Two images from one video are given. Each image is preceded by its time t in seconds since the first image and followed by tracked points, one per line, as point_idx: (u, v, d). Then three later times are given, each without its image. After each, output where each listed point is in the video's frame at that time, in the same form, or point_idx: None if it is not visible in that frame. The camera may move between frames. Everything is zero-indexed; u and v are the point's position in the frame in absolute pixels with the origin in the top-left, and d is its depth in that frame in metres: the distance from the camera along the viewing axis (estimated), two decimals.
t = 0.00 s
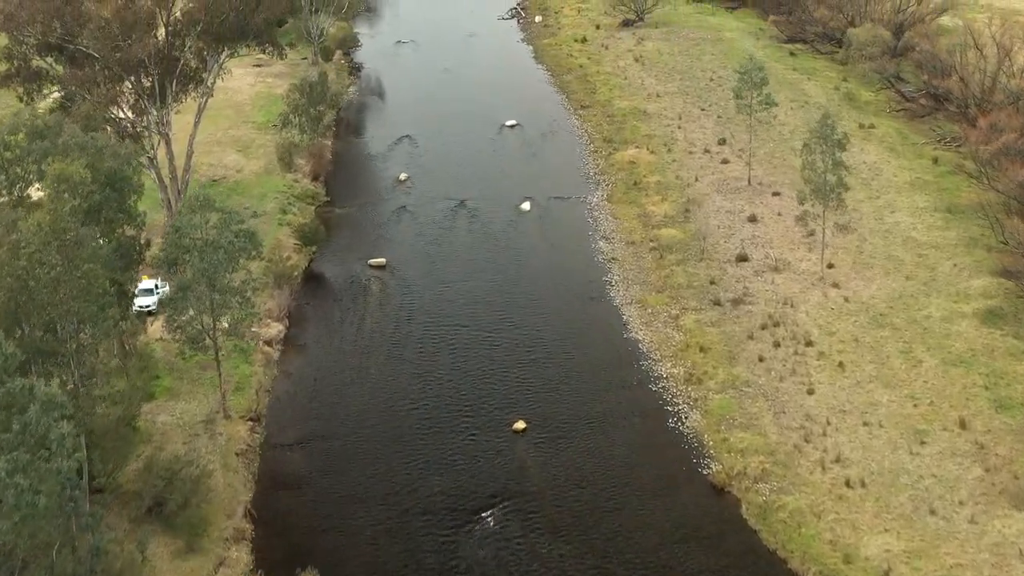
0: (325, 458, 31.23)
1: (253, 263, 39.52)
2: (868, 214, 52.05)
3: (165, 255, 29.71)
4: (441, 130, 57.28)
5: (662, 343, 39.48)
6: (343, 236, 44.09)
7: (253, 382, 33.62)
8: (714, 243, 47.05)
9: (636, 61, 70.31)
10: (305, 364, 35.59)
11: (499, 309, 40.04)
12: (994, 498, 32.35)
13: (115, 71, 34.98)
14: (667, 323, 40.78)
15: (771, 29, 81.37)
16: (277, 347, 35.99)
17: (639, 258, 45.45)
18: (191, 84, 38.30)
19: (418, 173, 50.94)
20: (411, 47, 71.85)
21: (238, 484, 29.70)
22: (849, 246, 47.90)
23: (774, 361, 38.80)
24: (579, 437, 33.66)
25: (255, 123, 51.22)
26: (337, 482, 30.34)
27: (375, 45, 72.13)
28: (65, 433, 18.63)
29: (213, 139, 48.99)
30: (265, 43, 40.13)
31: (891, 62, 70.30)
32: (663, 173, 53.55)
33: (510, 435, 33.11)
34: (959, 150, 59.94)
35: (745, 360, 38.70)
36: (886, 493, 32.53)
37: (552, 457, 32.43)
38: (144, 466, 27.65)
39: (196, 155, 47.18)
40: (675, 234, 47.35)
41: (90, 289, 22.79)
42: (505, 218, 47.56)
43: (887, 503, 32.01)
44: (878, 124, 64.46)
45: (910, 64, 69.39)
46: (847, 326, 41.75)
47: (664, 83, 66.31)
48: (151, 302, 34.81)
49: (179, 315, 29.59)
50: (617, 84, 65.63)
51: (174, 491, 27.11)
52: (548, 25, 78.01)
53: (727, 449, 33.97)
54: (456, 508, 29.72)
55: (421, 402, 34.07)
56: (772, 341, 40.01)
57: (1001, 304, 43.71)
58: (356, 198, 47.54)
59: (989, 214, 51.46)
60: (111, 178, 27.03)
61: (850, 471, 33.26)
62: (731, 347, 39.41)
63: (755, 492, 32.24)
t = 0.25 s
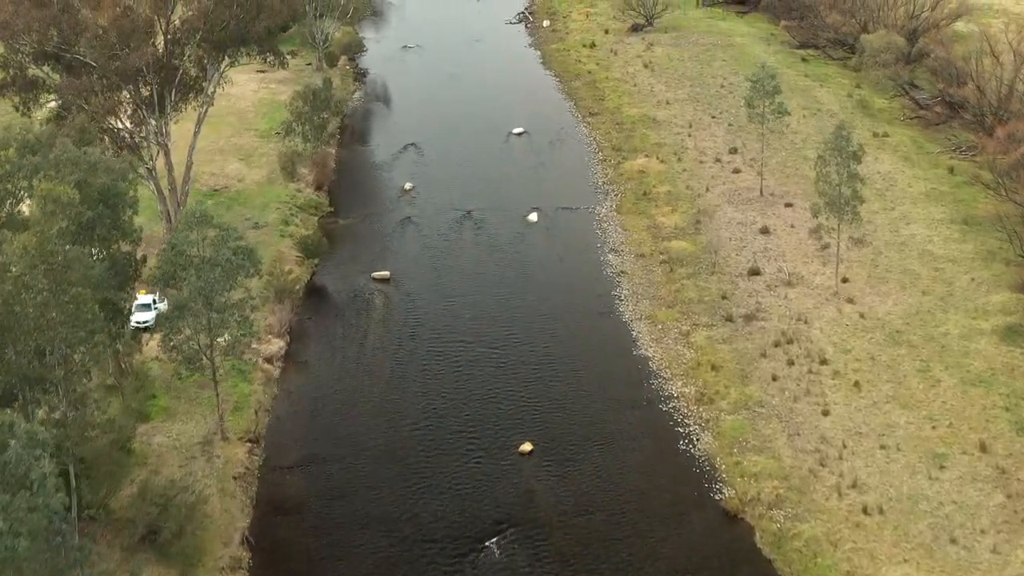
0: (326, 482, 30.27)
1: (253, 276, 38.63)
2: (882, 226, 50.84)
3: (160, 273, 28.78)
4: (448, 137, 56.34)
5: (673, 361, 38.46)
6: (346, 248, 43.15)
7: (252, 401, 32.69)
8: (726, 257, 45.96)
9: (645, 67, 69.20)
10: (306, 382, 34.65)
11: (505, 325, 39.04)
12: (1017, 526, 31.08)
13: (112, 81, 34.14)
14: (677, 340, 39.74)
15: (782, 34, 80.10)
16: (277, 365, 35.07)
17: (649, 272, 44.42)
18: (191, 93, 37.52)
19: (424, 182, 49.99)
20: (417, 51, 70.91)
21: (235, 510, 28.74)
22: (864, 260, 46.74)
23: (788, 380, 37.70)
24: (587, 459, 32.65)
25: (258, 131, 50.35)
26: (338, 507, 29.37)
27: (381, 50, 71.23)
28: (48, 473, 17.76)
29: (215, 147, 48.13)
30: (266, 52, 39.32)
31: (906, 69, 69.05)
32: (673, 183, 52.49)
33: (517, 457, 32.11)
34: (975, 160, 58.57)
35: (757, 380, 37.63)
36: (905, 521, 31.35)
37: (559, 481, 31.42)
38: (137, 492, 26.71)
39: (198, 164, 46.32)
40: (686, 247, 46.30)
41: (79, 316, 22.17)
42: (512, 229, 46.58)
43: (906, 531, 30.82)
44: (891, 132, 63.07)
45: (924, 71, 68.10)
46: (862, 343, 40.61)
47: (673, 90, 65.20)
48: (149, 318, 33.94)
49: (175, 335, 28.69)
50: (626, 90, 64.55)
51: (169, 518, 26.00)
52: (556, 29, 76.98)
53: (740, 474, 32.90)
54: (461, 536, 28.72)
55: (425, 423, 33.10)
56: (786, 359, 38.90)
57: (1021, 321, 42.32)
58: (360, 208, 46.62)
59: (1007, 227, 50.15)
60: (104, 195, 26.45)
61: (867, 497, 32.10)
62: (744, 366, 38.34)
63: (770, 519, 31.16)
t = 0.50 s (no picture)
0: (326, 508, 29.34)
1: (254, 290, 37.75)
2: (898, 239, 49.61)
3: (155, 292, 27.87)
4: (454, 145, 55.40)
5: (684, 379, 37.43)
6: (350, 261, 42.23)
7: (250, 423, 31.78)
8: (738, 270, 44.87)
9: (654, 73, 68.10)
10: (307, 401, 33.73)
11: (512, 342, 38.05)
12: None
13: (110, 91, 33.27)
14: (688, 357, 38.69)
15: (794, 40, 78.88)
16: (277, 383, 34.16)
17: (659, 286, 43.38)
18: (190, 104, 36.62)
19: (429, 192, 49.04)
20: (423, 57, 70.02)
21: (232, 538, 27.80)
22: (880, 274, 45.54)
23: (803, 401, 36.58)
24: (597, 483, 31.64)
25: (261, 138, 49.49)
26: (339, 534, 28.42)
27: (387, 55, 70.34)
28: (27, 516, 16.82)
29: (217, 156, 47.29)
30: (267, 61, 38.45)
31: (921, 76, 67.75)
32: (684, 194, 51.44)
33: (524, 481, 31.13)
34: (992, 170, 57.13)
35: (771, 400, 36.55)
36: (926, 550, 30.10)
37: (568, 507, 30.41)
38: (128, 522, 25.75)
39: (199, 173, 45.47)
40: (696, 260, 45.25)
41: (66, 343, 21.28)
42: (519, 241, 45.59)
43: (927, 562, 29.56)
44: (906, 141, 61.74)
45: (940, 78, 66.79)
46: (879, 361, 39.42)
47: (684, 97, 64.09)
48: (144, 334, 33.39)
49: (170, 356, 27.78)
50: (636, 97, 63.50)
51: (163, 548, 24.84)
52: (564, 34, 75.97)
53: (754, 501, 31.79)
54: (466, 565, 27.75)
55: (430, 445, 32.14)
56: (800, 379, 37.77)
57: None
58: (364, 219, 45.70)
59: None
60: (97, 214, 25.66)
61: (885, 526, 30.89)
62: (757, 385, 37.26)
63: (785, 547, 30.04)
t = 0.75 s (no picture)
0: (325, 530, 28.51)
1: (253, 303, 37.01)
2: (910, 250, 48.64)
3: (150, 309, 27.11)
4: (459, 152, 54.59)
5: (693, 396, 36.57)
6: (351, 272, 41.44)
7: (248, 441, 31.00)
8: (747, 282, 43.98)
9: (661, 79, 67.20)
10: (307, 418, 32.93)
11: (517, 356, 37.20)
12: None
13: (106, 100, 32.57)
14: (697, 372, 37.84)
15: (803, 44, 77.90)
16: (277, 399, 33.40)
17: (667, 298, 42.51)
18: (189, 112, 35.85)
19: (433, 200, 48.22)
20: (427, 61, 69.21)
21: (227, 562, 26.97)
22: (892, 286, 44.60)
23: (814, 418, 35.68)
24: (603, 504, 30.75)
25: (262, 145, 48.77)
26: (338, 558, 27.57)
27: (391, 59, 69.56)
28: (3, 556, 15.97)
29: (217, 163, 46.60)
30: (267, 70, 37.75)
31: (932, 83, 66.76)
32: (692, 202, 50.57)
33: (528, 502, 30.26)
34: (1006, 178, 56.05)
35: (782, 418, 35.65)
36: None
37: (574, 529, 29.53)
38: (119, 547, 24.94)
39: (199, 181, 44.77)
40: (705, 271, 44.38)
41: (54, 368, 20.45)
42: (524, 251, 44.75)
43: None
44: (918, 148, 60.79)
45: (951, 84, 65.78)
46: (892, 378, 38.43)
47: (691, 103, 63.23)
48: (141, 348, 32.48)
49: (165, 375, 27.01)
50: (643, 103, 62.65)
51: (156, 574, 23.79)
52: (570, 38, 75.12)
53: (764, 524, 30.85)
54: None
55: (432, 464, 31.29)
56: (812, 395, 36.84)
57: None
58: (367, 228, 44.92)
59: None
60: (89, 229, 24.96)
61: (900, 550, 29.88)
62: (767, 402, 36.39)
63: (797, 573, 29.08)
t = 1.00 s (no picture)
0: (323, 559, 27.47)
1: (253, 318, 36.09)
2: (927, 263, 47.36)
3: (144, 330, 26.19)
4: (465, 160, 53.60)
5: (704, 417, 35.48)
6: (354, 285, 40.51)
7: (247, 465, 30.03)
8: (760, 297, 42.89)
9: (671, 85, 66.13)
10: (307, 439, 31.95)
11: (524, 374, 36.18)
12: None
13: (102, 110, 31.66)
14: (708, 392, 36.76)
15: (814, 50, 76.71)
16: (276, 419, 32.45)
17: (677, 313, 41.46)
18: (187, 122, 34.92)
19: (438, 211, 47.25)
20: (433, 66, 68.28)
21: None
22: (909, 301, 43.34)
23: (830, 441, 34.49)
24: (612, 531, 29.63)
25: (264, 154, 47.89)
26: None
27: (396, 64, 68.63)
28: None
29: (218, 172, 45.73)
30: (269, 79, 36.86)
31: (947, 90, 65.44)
32: (702, 213, 49.47)
33: (535, 529, 29.16)
34: None
35: (796, 441, 34.48)
36: None
37: (582, 558, 28.41)
38: None
39: (200, 191, 43.91)
40: (716, 285, 43.28)
41: (37, 400, 19.49)
42: (532, 264, 43.75)
43: None
44: (933, 157, 59.48)
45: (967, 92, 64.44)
46: (909, 398, 37.00)
47: (702, 110, 62.14)
48: (137, 366, 31.47)
49: (159, 398, 26.06)
50: (652, 110, 61.59)
51: None
52: (578, 43, 74.12)
53: (779, 553, 29.66)
54: None
55: (435, 489, 30.25)
56: (827, 417, 35.63)
57: None
58: (370, 239, 43.97)
59: None
60: (80, 249, 24.06)
61: None
62: (781, 424, 35.27)
63: None
